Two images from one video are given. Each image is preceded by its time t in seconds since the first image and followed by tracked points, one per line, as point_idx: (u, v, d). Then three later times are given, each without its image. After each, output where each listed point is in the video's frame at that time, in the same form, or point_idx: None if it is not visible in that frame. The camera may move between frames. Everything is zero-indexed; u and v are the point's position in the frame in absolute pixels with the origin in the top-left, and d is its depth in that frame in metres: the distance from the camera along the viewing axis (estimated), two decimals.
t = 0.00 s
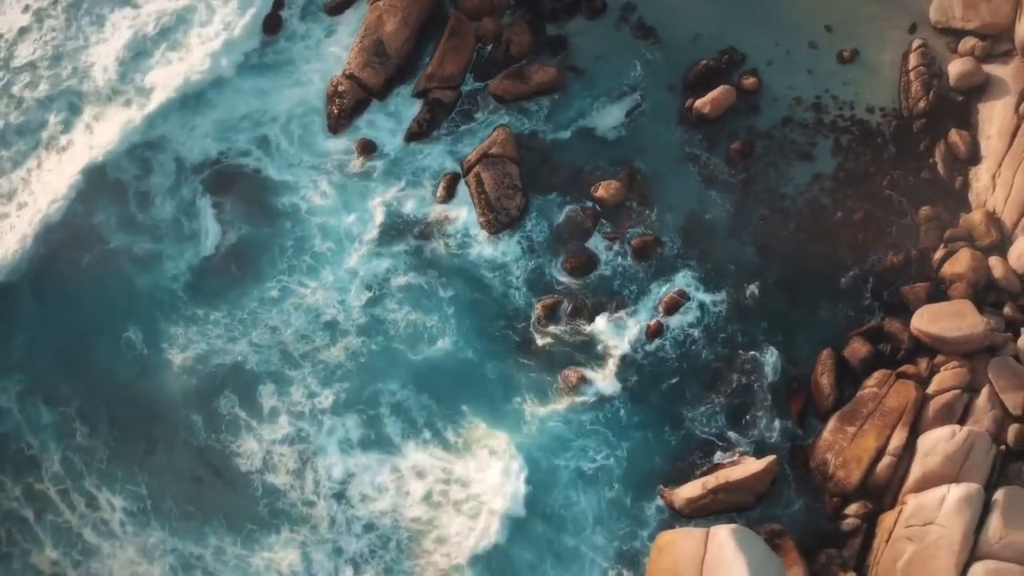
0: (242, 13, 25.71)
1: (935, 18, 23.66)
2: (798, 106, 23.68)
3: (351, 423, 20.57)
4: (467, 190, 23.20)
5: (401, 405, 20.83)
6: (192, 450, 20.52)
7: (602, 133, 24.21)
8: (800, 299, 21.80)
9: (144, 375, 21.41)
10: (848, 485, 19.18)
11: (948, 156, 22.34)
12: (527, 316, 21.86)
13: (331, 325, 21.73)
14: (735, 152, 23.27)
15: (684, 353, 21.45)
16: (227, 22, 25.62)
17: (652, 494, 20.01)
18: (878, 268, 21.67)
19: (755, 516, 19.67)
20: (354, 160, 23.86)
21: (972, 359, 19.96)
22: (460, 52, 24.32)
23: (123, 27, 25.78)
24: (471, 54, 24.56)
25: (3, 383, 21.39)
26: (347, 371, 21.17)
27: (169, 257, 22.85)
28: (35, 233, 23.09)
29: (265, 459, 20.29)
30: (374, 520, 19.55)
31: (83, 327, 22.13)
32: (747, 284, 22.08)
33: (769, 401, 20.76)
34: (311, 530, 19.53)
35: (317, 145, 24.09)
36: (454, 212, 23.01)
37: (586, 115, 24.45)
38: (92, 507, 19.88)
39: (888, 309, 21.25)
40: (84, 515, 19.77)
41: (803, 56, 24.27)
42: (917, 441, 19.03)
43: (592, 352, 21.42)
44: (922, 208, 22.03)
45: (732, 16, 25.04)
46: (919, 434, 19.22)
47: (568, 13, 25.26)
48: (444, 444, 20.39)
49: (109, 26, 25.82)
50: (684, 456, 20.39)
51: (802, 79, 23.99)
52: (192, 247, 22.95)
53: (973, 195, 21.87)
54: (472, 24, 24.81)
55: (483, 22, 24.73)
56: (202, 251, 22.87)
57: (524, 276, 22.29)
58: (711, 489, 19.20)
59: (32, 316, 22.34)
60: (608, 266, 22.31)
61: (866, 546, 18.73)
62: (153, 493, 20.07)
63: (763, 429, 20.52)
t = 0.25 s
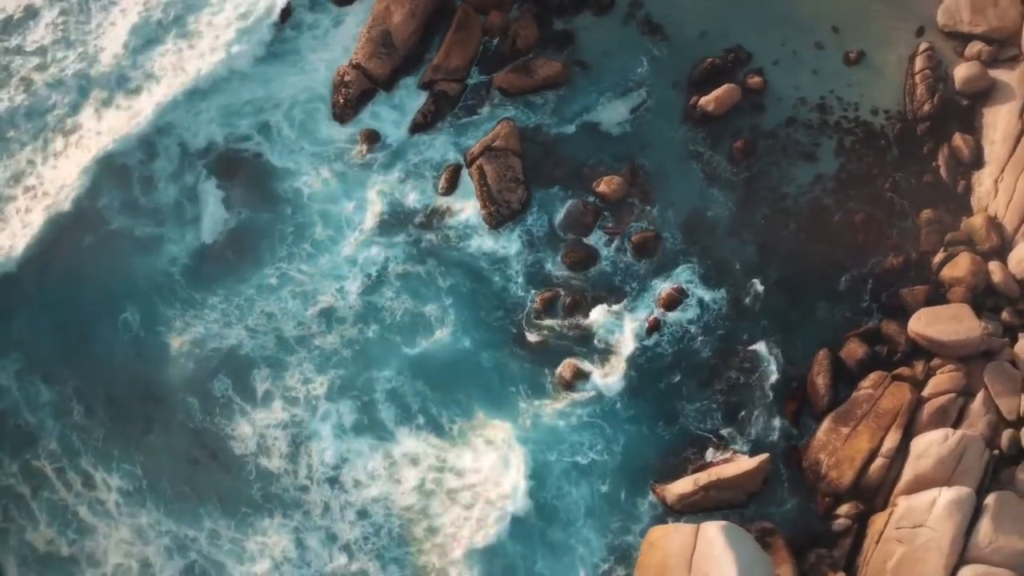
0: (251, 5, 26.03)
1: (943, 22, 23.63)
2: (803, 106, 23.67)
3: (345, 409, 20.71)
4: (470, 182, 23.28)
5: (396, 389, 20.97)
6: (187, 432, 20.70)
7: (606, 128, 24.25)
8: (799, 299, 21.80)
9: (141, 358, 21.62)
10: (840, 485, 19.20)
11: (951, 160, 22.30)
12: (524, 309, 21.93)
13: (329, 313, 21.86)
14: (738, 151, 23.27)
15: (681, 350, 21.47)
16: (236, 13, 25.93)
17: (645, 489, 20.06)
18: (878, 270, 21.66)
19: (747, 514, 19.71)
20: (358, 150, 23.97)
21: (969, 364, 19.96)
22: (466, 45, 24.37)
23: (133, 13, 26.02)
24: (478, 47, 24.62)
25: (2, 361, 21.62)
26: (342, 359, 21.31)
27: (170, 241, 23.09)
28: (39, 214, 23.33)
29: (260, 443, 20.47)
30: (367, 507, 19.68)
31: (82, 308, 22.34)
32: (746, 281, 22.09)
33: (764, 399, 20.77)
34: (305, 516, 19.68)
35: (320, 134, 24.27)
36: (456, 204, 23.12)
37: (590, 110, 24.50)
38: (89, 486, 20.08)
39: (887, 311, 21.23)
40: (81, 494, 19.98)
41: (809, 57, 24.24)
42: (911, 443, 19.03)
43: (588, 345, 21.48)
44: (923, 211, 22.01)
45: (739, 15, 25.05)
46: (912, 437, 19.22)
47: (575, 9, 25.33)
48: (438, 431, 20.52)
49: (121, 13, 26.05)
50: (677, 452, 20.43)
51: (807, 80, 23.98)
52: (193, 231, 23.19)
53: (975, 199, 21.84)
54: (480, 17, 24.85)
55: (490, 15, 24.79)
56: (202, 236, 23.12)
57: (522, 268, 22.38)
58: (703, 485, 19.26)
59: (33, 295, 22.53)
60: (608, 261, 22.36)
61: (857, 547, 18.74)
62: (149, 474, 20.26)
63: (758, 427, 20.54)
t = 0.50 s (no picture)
0: None
1: (949, 25, 23.58)
2: (806, 107, 23.66)
3: (340, 396, 20.87)
4: (472, 174, 23.38)
5: (391, 376, 21.13)
6: (183, 414, 20.90)
7: (609, 124, 24.28)
8: (797, 299, 21.80)
9: (137, 339, 21.85)
10: (832, 486, 19.22)
11: (954, 164, 22.25)
12: (522, 301, 22.01)
13: (323, 300, 22.05)
14: (741, 149, 23.28)
15: (678, 346, 21.51)
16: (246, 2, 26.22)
17: (637, 484, 20.10)
18: (877, 272, 21.65)
19: (738, 512, 19.75)
20: (362, 141, 24.09)
21: (964, 368, 19.96)
22: (473, 37, 24.40)
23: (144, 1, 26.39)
24: (484, 39, 24.63)
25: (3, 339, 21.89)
26: (336, 346, 21.49)
27: (169, 223, 23.31)
28: (45, 196, 23.65)
29: (254, 426, 20.65)
30: (360, 494, 19.80)
31: (81, 288, 22.57)
32: (745, 280, 22.12)
33: (758, 398, 20.81)
34: (298, 501, 19.84)
35: (325, 123, 24.43)
36: (458, 195, 23.25)
37: (594, 106, 24.53)
38: (86, 465, 20.33)
39: (884, 313, 21.21)
40: (78, 473, 20.23)
41: (814, 57, 24.23)
42: (903, 446, 19.04)
43: (585, 339, 21.55)
44: (924, 214, 21.99)
45: (746, 14, 25.05)
46: (906, 439, 19.23)
47: (582, 4, 25.40)
48: (431, 417, 20.67)
49: None
50: (671, 448, 20.46)
51: (812, 80, 23.96)
52: (193, 214, 23.39)
53: (977, 203, 21.81)
54: (487, 10, 24.80)
55: (497, 8, 24.81)
56: (202, 220, 23.30)
57: (521, 260, 22.45)
58: (695, 481, 19.30)
59: (35, 275, 22.75)
60: (607, 256, 22.41)
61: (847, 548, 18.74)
62: (145, 454, 20.49)
63: (752, 425, 20.56)
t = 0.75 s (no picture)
0: None
1: (956, 29, 23.48)
2: (811, 107, 23.65)
3: (336, 382, 21.08)
4: (475, 166, 23.46)
5: (387, 364, 21.30)
6: (178, 395, 21.28)
7: (613, 120, 24.32)
8: (796, 299, 21.80)
9: (135, 320, 22.24)
10: (823, 486, 19.27)
11: (957, 168, 22.24)
12: (520, 294, 22.09)
13: (319, 286, 22.27)
14: (744, 148, 23.28)
15: (675, 343, 21.55)
16: None
17: (629, 479, 20.18)
18: (876, 274, 21.64)
19: (730, 509, 19.81)
20: (367, 131, 24.17)
21: (960, 372, 19.97)
22: (480, 30, 24.44)
23: None
24: (491, 33, 24.67)
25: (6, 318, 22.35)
26: (331, 332, 21.72)
27: (170, 206, 23.61)
28: (50, 179, 23.97)
29: (249, 409, 20.97)
30: (354, 480, 20.04)
31: (81, 268, 22.96)
32: (744, 278, 22.13)
33: (753, 396, 20.83)
34: (292, 486, 20.12)
35: (329, 112, 24.52)
36: (460, 187, 23.33)
37: (599, 101, 24.58)
38: (82, 443, 20.82)
39: (882, 315, 21.22)
40: (74, 451, 20.74)
41: (821, 58, 24.20)
42: (896, 448, 19.06)
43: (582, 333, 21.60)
44: (925, 218, 21.98)
45: (753, 13, 25.02)
46: (899, 441, 19.24)
47: None
48: (424, 402, 20.88)
49: None
50: (664, 444, 20.51)
51: (817, 81, 23.94)
52: (195, 199, 23.65)
53: (978, 208, 21.78)
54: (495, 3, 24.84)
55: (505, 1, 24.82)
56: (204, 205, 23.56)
57: (520, 253, 22.54)
58: (687, 478, 19.34)
59: (37, 254, 23.13)
60: (607, 251, 22.47)
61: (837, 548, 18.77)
62: (140, 434, 20.90)
63: (747, 423, 20.59)
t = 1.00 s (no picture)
0: None
1: (963, 33, 23.45)
2: (815, 108, 23.64)
3: (331, 368, 21.23)
4: (477, 158, 23.51)
5: (383, 352, 21.42)
6: (173, 377, 21.43)
7: (617, 115, 24.35)
8: (794, 298, 21.81)
9: (134, 302, 22.41)
10: (815, 485, 19.30)
11: (959, 172, 22.23)
12: (519, 287, 22.15)
13: (317, 273, 22.42)
14: (746, 147, 23.28)
15: (671, 339, 21.58)
16: None
17: (622, 473, 20.22)
18: (875, 276, 21.64)
19: (721, 506, 19.84)
20: (371, 121, 24.28)
21: (955, 375, 19.97)
22: (486, 23, 24.49)
23: None
24: (498, 26, 24.70)
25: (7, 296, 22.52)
26: (327, 318, 21.89)
27: (173, 189, 23.79)
28: (56, 162, 24.17)
29: (243, 393, 21.12)
30: (348, 466, 20.17)
31: (83, 249, 23.13)
32: (742, 276, 22.15)
33: (748, 394, 20.86)
34: (287, 471, 20.26)
35: (334, 102, 24.66)
36: (462, 179, 23.40)
37: (603, 97, 24.61)
38: (80, 422, 20.98)
39: (879, 317, 21.22)
40: (72, 429, 20.90)
41: (826, 59, 24.18)
42: (888, 449, 19.08)
43: (580, 327, 21.66)
44: (925, 221, 21.96)
45: (760, 12, 25.02)
46: (891, 443, 19.26)
47: None
48: (420, 391, 20.98)
49: None
50: (658, 439, 20.53)
51: (821, 81, 23.93)
52: (197, 184, 23.80)
53: (979, 213, 21.76)
54: None
55: None
56: (206, 190, 23.73)
57: (520, 246, 22.60)
58: (678, 474, 19.40)
59: (39, 234, 23.27)
60: (606, 246, 22.52)
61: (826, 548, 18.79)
62: (136, 414, 21.05)
63: (741, 421, 20.62)
